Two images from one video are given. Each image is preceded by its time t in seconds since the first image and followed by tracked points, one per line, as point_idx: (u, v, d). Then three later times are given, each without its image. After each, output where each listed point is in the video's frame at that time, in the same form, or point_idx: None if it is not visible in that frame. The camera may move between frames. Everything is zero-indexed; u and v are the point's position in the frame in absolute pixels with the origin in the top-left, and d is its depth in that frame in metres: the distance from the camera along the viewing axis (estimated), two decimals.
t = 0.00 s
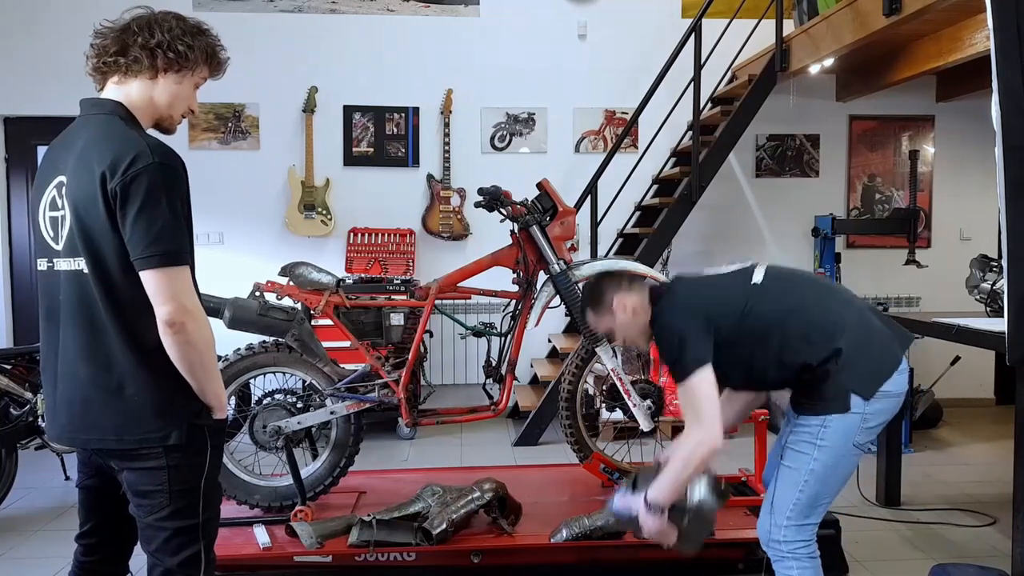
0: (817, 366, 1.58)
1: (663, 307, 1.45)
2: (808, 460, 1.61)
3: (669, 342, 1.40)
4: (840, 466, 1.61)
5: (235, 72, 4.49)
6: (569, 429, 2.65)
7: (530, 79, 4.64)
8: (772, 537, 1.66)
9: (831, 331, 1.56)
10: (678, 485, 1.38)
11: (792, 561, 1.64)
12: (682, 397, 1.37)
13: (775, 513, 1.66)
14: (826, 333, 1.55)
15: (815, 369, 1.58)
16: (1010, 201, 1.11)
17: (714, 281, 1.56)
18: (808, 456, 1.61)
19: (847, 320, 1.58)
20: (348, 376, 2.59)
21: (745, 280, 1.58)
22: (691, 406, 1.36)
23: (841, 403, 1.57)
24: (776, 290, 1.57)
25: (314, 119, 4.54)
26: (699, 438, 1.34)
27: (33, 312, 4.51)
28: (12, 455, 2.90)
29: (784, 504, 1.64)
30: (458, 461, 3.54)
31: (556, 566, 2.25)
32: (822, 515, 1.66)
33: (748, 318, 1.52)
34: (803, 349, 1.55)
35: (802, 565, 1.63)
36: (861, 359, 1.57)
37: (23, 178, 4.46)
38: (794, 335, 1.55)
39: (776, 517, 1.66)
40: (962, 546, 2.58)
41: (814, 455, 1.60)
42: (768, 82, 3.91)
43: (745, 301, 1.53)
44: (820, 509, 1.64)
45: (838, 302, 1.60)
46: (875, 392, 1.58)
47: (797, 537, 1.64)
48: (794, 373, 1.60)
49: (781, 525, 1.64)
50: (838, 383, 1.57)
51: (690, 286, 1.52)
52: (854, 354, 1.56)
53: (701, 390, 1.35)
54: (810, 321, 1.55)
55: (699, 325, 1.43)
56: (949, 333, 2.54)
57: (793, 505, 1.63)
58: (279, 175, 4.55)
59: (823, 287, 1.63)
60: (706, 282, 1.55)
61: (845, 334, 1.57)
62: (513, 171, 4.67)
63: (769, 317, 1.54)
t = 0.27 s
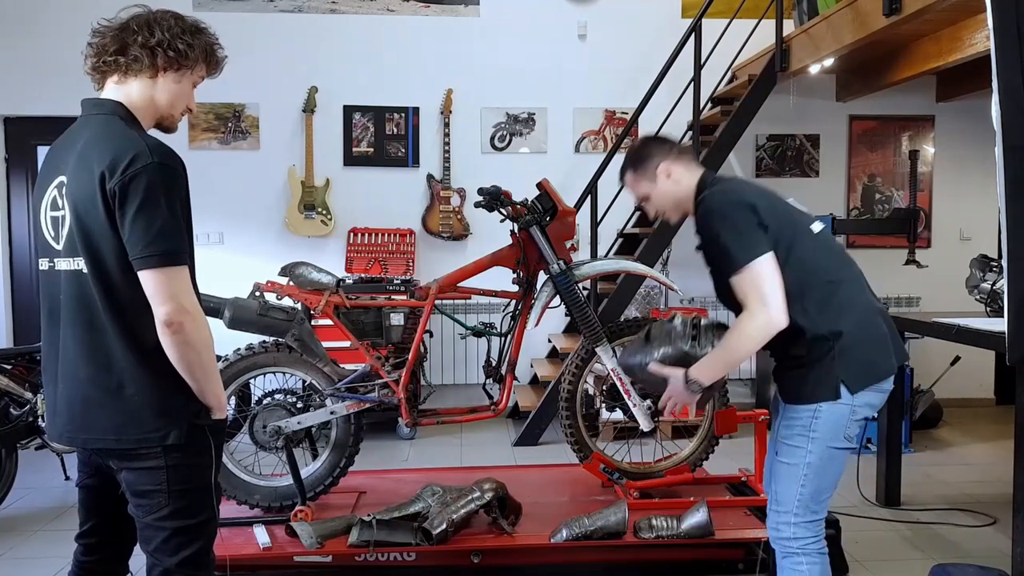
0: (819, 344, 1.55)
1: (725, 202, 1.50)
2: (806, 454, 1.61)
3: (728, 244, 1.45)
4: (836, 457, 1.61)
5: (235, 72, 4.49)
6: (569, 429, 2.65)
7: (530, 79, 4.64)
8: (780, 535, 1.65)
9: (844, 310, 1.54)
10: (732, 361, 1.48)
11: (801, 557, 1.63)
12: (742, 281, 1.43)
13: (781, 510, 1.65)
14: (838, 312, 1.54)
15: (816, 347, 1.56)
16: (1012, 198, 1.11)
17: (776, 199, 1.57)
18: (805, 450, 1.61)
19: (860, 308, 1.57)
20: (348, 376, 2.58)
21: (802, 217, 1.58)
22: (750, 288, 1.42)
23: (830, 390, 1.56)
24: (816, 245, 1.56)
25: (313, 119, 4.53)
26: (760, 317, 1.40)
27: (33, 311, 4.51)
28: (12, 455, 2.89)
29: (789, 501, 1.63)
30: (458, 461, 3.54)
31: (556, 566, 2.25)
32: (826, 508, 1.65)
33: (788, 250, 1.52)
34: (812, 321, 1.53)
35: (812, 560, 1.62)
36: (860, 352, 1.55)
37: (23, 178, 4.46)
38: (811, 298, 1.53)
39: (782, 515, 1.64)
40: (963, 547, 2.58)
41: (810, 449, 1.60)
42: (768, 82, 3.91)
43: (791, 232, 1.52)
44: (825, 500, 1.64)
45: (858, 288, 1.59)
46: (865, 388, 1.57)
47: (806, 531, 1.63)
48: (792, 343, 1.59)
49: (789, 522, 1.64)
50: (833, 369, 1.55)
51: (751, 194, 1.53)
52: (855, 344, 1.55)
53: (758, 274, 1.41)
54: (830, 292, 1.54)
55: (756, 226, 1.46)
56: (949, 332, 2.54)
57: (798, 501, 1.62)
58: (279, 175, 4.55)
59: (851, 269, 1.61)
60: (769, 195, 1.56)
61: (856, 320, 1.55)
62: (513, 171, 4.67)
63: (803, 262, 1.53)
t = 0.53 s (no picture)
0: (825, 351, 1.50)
1: (790, 170, 1.46)
2: (798, 462, 1.56)
3: (778, 214, 1.43)
4: (830, 467, 1.56)
5: (235, 72, 4.49)
6: (569, 429, 2.65)
7: (530, 79, 4.64)
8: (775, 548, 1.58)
9: (857, 324, 1.51)
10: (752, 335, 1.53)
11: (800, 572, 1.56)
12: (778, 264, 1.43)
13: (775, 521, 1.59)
14: (850, 323, 1.50)
15: (820, 353, 1.51)
16: (1012, 205, 0.91)
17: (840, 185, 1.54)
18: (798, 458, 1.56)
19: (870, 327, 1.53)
20: (348, 376, 2.59)
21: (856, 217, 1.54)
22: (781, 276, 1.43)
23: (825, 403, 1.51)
24: (861, 252, 1.53)
25: (313, 119, 4.53)
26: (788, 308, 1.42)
27: (33, 311, 4.51)
28: (12, 455, 2.89)
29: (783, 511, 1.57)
30: (458, 461, 3.54)
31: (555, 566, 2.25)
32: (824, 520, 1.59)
33: (832, 242, 1.49)
34: (824, 324, 1.50)
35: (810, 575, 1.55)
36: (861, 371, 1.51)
37: (23, 178, 4.46)
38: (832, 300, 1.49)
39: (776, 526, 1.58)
40: (963, 547, 2.57)
41: (803, 458, 1.55)
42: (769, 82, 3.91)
43: (840, 227, 1.50)
44: (823, 513, 1.58)
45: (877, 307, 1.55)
46: (861, 403, 1.53)
47: (803, 545, 1.56)
48: (795, 342, 1.54)
49: (785, 535, 1.57)
50: (832, 382, 1.50)
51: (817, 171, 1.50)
52: (857, 362, 1.51)
53: (794, 262, 1.41)
54: (852, 301, 1.51)
55: (809, 208, 1.44)
56: (949, 332, 2.54)
57: (792, 511, 1.56)
58: (279, 175, 4.55)
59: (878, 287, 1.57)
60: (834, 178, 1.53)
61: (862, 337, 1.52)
62: (513, 171, 4.67)
63: (840, 261, 1.49)
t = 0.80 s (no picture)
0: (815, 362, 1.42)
1: (831, 158, 1.36)
2: (787, 470, 1.49)
3: (804, 203, 1.35)
4: (821, 474, 1.47)
5: (236, 72, 4.49)
6: (569, 429, 2.65)
7: (530, 79, 4.64)
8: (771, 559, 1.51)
9: (854, 340, 1.42)
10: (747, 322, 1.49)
11: None
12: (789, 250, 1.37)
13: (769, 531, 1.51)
14: (848, 339, 1.42)
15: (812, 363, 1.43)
16: (1012, 206, 0.88)
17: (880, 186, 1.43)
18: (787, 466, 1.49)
19: (869, 346, 1.44)
20: (348, 376, 2.59)
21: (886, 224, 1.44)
22: (788, 262, 1.37)
23: (806, 417, 1.43)
24: (880, 265, 1.43)
25: (313, 119, 4.54)
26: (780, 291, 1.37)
27: (33, 311, 4.51)
28: (12, 455, 2.89)
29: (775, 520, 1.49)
30: (458, 461, 3.54)
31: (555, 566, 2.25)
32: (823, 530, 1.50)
33: (853, 247, 1.39)
34: (821, 333, 1.42)
35: None
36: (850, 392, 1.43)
37: (23, 178, 4.46)
38: (836, 307, 1.41)
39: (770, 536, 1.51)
40: (963, 547, 2.57)
41: (790, 466, 1.48)
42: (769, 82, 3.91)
43: (866, 230, 1.40)
44: (820, 523, 1.49)
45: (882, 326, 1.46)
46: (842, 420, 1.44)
47: (799, 556, 1.48)
48: (789, 346, 1.46)
49: (779, 545, 1.49)
50: (817, 397, 1.42)
51: (859, 165, 1.39)
52: (847, 381, 1.42)
53: (809, 256, 1.34)
54: (856, 315, 1.42)
55: (837, 203, 1.34)
56: (949, 332, 2.54)
57: (785, 522, 1.48)
58: (279, 175, 4.55)
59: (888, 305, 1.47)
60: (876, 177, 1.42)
61: (858, 355, 1.43)
62: (513, 171, 4.67)
63: (854, 269, 1.40)
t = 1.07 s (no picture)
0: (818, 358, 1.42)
1: (853, 145, 1.34)
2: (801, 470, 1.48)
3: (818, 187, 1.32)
4: (834, 471, 1.47)
5: (236, 72, 4.49)
6: (569, 429, 2.65)
7: (530, 79, 4.64)
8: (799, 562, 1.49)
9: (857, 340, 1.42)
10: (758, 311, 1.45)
11: None
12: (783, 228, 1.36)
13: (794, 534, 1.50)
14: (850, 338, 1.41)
15: (815, 359, 1.42)
16: (1011, 207, 0.86)
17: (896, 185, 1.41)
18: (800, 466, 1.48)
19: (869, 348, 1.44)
20: (348, 376, 2.59)
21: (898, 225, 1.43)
22: (779, 238, 1.37)
23: (809, 415, 1.42)
24: (887, 264, 1.42)
25: (313, 119, 4.54)
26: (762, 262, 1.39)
27: (33, 311, 4.51)
28: (12, 455, 2.89)
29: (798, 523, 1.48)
30: (458, 461, 3.54)
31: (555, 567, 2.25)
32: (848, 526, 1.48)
33: (864, 243, 1.38)
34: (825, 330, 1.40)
35: None
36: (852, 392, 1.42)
37: (23, 178, 4.46)
38: (842, 304, 1.39)
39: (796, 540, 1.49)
40: (963, 547, 2.57)
41: (803, 466, 1.47)
42: (769, 82, 3.91)
43: (877, 227, 1.38)
44: (841, 520, 1.47)
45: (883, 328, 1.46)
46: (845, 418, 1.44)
47: (826, 556, 1.46)
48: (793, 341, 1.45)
49: (805, 547, 1.48)
50: (819, 395, 1.42)
51: (880, 159, 1.37)
52: (848, 380, 1.42)
53: (806, 242, 1.32)
54: (859, 313, 1.42)
55: (853, 194, 1.32)
56: (949, 332, 2.54)
57: (806, 523, 1.47)
58: (279, 175, 4.55)
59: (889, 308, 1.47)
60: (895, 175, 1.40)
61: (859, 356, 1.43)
62: (513, 171, 4.67)
63: (861, 266, 1.39)
